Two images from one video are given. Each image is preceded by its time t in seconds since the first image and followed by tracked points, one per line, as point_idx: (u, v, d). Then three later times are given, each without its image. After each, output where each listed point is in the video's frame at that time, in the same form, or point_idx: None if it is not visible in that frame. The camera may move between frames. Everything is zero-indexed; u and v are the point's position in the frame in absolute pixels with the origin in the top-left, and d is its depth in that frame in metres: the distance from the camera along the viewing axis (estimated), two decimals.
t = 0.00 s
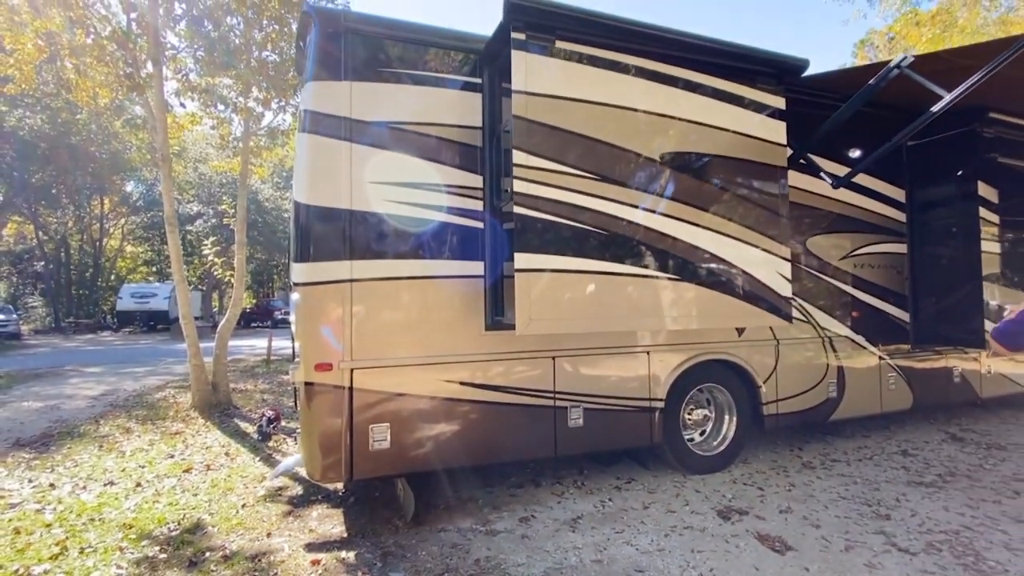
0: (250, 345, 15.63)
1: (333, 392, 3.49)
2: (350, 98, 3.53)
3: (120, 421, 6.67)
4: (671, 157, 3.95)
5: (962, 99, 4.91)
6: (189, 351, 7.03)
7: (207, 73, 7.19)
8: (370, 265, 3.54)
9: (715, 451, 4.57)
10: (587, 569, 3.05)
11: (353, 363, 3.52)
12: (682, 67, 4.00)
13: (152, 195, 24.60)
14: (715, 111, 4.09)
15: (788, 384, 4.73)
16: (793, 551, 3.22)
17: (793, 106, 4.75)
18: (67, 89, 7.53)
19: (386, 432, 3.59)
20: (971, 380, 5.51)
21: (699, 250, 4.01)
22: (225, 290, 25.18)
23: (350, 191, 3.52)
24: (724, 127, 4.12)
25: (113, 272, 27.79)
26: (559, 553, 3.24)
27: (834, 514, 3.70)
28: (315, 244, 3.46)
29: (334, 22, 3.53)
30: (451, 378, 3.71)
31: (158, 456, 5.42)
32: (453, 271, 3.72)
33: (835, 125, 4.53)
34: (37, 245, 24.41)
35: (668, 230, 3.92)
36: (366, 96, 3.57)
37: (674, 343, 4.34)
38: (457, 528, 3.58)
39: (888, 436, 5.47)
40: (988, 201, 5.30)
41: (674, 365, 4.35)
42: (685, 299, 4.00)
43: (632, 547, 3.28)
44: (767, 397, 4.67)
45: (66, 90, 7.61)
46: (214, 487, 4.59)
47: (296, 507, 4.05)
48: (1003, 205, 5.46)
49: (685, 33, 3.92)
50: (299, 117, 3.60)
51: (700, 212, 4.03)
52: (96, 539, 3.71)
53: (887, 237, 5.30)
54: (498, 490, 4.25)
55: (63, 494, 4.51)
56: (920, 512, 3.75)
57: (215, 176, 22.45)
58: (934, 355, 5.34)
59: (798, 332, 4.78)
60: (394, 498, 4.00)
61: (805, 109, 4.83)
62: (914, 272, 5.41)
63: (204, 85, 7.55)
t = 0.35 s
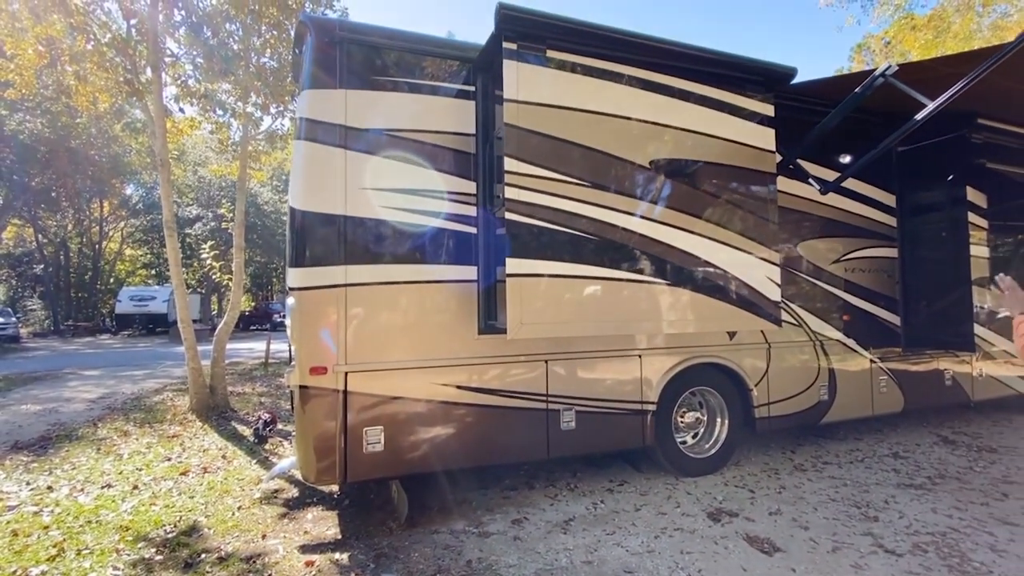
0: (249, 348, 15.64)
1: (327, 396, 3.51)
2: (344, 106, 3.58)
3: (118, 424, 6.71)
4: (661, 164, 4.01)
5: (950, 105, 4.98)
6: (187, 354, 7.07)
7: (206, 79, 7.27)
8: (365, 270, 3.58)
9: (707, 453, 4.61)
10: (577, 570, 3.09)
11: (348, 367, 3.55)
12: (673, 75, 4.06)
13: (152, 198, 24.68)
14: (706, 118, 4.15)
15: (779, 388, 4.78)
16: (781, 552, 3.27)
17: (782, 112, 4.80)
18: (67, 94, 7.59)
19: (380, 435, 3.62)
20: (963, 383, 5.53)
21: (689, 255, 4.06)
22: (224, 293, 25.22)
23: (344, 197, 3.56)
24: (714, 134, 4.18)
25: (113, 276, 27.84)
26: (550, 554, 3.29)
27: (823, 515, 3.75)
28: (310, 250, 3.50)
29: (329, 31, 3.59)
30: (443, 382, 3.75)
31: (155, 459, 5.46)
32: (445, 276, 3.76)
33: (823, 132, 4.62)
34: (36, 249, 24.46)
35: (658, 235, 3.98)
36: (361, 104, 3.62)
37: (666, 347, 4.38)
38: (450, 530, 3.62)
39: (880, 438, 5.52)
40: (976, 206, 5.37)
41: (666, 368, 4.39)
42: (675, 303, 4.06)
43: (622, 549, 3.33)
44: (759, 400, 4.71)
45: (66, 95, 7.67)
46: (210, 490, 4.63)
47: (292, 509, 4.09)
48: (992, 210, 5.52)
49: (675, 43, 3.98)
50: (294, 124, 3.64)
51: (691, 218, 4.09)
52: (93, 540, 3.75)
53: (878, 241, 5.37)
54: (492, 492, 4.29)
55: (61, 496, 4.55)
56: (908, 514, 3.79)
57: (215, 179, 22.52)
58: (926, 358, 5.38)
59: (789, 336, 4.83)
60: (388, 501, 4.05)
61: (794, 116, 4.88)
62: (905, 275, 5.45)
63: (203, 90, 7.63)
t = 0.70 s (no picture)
0: (246, 350, 15.65)
1: (313, 398, 3.51)
2: (331, 111, 3.60)
3: (111, 427, 6.73)
4: (643, 167, 4.02)
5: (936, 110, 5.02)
6: (181, 356, 7.09)
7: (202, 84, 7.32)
8: (351, 273, 3.59)
9: (695, 456, 4.63)
10: (560, 572, 3.11)
11: (333, 369, 3.55)
12: (660, 81, 4.09)
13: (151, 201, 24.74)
14: (693, 123, 4.18)
15: (768, 390, 4.80)
16: (764, 554, 3.29)
17: (768, 115, 4.83)
18: (63, 98, 7.64)
19: (366, 438, 3.62)
20: (952, 386, 5.56)
21: (675, 259, 4.08)
22: (222, 295, 25.25)
23: (331, 200, 3.58)
24: (701, 139, 4.20)
25: (112, 278, 27.89)
26: (534, 556, 3.31)
27: (808, 518, 3.76)
28: (296, 253, 3.51)
29: (317, 37, 3.60)
30: (429, 385, 3.76)
31: (147, 461, 5.48)
32: (433, 280, 3.77)
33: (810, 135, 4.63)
34: (35, 251, 24.51)
35: (641, 239, 3.99)
36: (349, 108, 3.64)
37: (654, 350, 4.39)
38: (436, 532, 3.64)
39: (870, 441, 5.53)
40: (963, 210, 5.40)
41: (654, 371, 4.41)
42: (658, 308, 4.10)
43: (606, 551, 3.35)
44: (748, 403, 4.73)
45: (63, 99, 7.72)
46: (200, 492, 4.66)
47: (280, 511, 4.11)
48: (980, 213, 5.56)
49: (661, 49, 4.01)
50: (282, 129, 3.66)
51: (672, 221, 4.09)
52: (81, 543, 3.77)
53: (867, 245, 5.39)
54: (480, 494, 4.30)
55: (51, 499, 4.57)
56: (893, 516, 3.79)
57: (213, 182, 22.58)
58: (915, 361, 5.40)
59: (777, 339, 4.85)
60: (376, 503, 4.06)
61: (780, 119, 4.92)
62: (894, 278, 5.49)
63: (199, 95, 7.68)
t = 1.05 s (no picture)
0: (243, 353, 15.62)
1: (294, 400, 3.54)
2: (313, 115, 3.64)
3: (102, 429, 6.74)
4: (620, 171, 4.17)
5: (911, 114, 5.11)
6: (172, 358, 7.11)
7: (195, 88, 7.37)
8: (333, 276, 3.62)
9: (679, 457, 4.66)
10: (537, 572, 3.14)
11: (315, 371, 3.58)
12: (637, 86, 4.23)
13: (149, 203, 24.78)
14: (669, 127, 4.32)
15: (751, 392, 4.83)
16: (741, 554, 3.32)
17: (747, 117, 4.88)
18: (57, 101, 7.67)
19: (347, 439, 3.66)
20: (937, 387, 5.60)
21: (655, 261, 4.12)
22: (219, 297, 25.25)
23: (313, 203, 3.61)
24: (677, 142, 4.35)
25: (109, 280, 27.88)
26: (513, 556, 3.34)
27: (787, 518, 3.79)
28: (278, 256, 3.54)
29: (299, 43, 3.64)
30: (410, 386, 3.79)
31: (135, 463, 5.50)
32: (414, 284, 3.81)
33: (791, 138, 4.67)
34: (33, 253, 24.54)
35: (615, 240, 4.14)
36: (331, 113, 3.68)
37: (636, 351, 4.43)
38: (418, 533, 3.66)
39: (855, 442, 5.56)
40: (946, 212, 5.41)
41: (637, 373, 4.45)
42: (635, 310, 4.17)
43: (584, 551, 3.38)
44: (731, 404, 4.76)
45: (56, 102, 7.76)
46: (187, 494, 4.68)
47: (264, 512, 4.14)
48: (963, 215, 5.60)
49: (635, 54, 4.16)
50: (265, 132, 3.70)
51: (647, 222, 4.25)
52: (66, 543, 3.79)
53: (849, 247, 5.43)
54: (464, 495, 4.33)
55: (38, 500, 4.59)
56: (872, 517, 3.82)
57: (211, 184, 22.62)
58: (900, 362, 5.43)
59: (760, 340, 4.89)
60: (360, 504, 4.08)
61: (759, 121, 4.97)
62: (880, 280, 5.48)
63: (193, 98, 7.73)
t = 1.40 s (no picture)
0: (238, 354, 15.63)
1: (274, 401, 3.54)
2: (295, 118, 3.65)
3: (92, 431, 6.74)
4: (603, 172, 4.17)
5: (894, 116, 5.13)
6: (163, 360, 7.11)
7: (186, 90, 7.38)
8: (314, 277, 3.63)
9: (664, 458, 4.65)
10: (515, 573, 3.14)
11: (295, 373, 3.58)
12: (619, 87, 4.24)
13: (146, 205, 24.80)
14: (651, 128, 4.32)
15: (737, 393, 4.83)
16: (720, 556, 3.32)
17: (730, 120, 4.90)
18: (48, 104, 7.69)
19: (328, 440, 3.66)
20: (925, 388, 5.60)
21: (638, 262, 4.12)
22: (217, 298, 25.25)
23: (294, 205, 3.62)
24: (660, 144, 4.35)
25: (107, 282, 27.90)
26: (492, 558, 3.34)
27: (768, 519, 3.79)
28: (258, 258, 3.55)
29: (281, 45, 3.65)
30: (392, 388, 3.79)
31: (123, 465, 5.50)
32: (398, 286, 3.82)
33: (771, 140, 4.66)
34: (31, 254, 24.58)
35: (597, 241, 4.13)
36: (312, 115, 3.69)
37: (620, 352, 4.43)
38: (399, 534, 3.66)
39: (844, 443, 5.55)
40: (932, 213, 5.44)
41: (620, 374, 4.45)
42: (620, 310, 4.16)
43: (564, 552, 3.38)
44: (716, 405, 4.76)
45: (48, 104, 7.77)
46: (172, 495, 4.68)
47: (248, 514, 4.14)
48: (950, 216, 5.60)
49: (617, 56, 4.17)
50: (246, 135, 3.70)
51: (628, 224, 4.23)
52: (48, 545, 3.80)
53: (833, 248, 5.46)
54: (449, 497, 4.33)
55: (24, 501, 4.60)
56: (854, 518, 3.82)
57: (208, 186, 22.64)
58: (887, 363, 5.43)
59: (746, 341, 4.88)
60: (343, 506, 4.08)
61: (743, 124, 5.00)
62: (867, 282, 5.55)
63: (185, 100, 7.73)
